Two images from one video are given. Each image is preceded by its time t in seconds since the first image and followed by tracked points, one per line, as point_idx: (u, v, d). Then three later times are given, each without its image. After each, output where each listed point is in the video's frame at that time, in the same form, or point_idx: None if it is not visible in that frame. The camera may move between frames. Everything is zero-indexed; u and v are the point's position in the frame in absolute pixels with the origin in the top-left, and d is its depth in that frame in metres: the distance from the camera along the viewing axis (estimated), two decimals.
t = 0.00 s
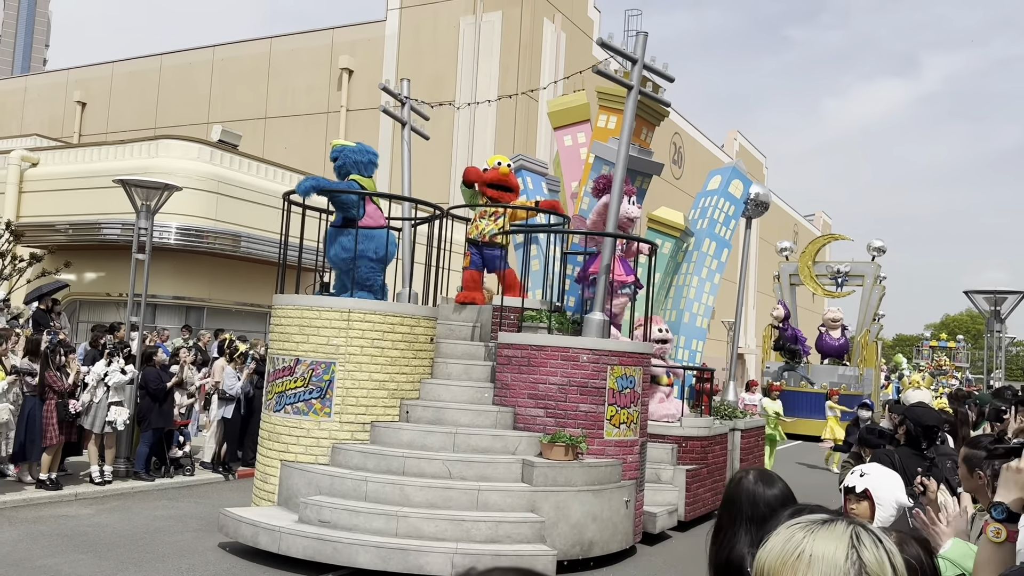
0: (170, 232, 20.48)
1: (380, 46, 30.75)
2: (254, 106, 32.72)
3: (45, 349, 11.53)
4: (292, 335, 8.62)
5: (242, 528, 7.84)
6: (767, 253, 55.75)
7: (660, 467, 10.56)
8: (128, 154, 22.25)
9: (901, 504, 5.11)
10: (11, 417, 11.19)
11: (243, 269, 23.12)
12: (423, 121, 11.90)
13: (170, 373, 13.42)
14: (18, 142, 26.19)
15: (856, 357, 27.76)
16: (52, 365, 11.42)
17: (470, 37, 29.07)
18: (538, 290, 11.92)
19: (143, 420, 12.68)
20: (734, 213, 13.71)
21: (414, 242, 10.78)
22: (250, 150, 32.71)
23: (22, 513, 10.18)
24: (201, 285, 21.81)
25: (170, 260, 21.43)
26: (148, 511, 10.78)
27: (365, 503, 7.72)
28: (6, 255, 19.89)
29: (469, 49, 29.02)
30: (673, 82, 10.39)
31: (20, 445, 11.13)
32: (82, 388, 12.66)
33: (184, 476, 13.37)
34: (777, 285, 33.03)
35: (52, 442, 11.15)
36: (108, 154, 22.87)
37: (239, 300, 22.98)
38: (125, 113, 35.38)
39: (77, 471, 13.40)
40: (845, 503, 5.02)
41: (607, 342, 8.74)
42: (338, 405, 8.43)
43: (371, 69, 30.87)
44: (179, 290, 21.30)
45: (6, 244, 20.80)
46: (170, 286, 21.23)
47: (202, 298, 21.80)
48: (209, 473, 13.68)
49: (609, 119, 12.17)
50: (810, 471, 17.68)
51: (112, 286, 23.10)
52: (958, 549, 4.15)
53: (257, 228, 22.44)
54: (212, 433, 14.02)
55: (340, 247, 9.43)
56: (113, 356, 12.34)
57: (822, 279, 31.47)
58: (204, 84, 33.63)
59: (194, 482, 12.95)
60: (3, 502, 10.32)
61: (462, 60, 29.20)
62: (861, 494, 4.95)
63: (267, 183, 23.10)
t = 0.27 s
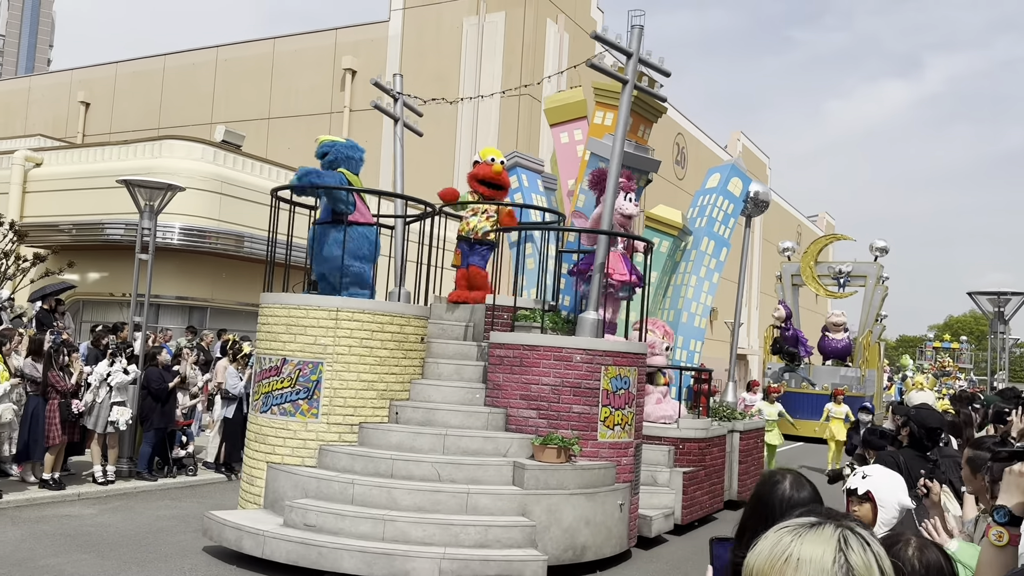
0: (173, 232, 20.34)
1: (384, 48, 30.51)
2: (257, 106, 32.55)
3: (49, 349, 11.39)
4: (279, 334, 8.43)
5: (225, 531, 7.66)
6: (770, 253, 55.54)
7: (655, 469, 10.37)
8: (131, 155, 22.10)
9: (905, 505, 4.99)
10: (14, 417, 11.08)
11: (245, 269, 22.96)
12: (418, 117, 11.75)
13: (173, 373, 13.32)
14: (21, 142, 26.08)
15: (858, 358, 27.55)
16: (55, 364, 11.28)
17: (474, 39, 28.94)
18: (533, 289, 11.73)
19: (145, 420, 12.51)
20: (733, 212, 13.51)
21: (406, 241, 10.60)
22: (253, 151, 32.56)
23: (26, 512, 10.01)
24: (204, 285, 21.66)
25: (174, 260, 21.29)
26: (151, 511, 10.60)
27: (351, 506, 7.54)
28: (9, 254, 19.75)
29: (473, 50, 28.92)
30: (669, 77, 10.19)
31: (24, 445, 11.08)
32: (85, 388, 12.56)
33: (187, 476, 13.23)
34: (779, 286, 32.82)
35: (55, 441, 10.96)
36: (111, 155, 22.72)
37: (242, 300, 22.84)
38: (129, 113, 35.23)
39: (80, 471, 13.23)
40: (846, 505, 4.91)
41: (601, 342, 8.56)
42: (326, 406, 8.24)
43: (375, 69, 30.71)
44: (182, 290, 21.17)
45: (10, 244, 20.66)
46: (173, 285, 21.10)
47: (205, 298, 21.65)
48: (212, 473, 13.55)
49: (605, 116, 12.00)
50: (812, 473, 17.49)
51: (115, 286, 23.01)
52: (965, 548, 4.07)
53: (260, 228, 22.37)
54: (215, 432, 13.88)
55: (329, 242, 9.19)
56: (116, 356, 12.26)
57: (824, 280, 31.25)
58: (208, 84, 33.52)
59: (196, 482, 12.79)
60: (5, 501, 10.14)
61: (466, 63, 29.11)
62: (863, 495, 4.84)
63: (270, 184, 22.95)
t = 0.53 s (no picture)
0: (177, 232, 20.23)
1: (388, 48, 30.46)
2: (261, 106, 32.43)
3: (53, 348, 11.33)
4: (266, 333, 8.26)
5: (209, 534, 7.49)
6: (774, 255, 55.34)
7: (652, 471, 10.21)
8: (135, 154, 21.96)
9: (906, 508, 4.98)
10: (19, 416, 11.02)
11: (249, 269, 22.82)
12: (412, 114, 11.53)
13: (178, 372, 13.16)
14: (26, 142, 26.02)
15: (860, 359, 27.32)
16: (59, 364, 11.26)
17: (478, 39, 28.80)
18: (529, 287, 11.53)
19: (147, 420, 12.36)
20: (732, 210, 13.34)
21: (399, 238, 10.42)
22: (257, 151, 32.45)
23: (29, 510, 9.89)
24: (208, 285, 21.52)
25: (178, 260, 21.15)
26: (155, 511, 10.45)
27: (338, 509, 7.36)
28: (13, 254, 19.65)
29: (477, 51, 28.76)
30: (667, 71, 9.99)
31: (27, 445, 10.90)
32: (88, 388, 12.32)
33: (190, 475, 13.08)
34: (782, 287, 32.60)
35: (59, 441, 10.95)
36: (115, 155, 22.60)
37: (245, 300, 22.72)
38: (133, 113, 35.12)
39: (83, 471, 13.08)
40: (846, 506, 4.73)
41: (594, 341, 8.37)
42: (313, 406, 8.06)
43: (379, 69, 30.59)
44: (186, 290, 21.02)
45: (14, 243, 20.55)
46: (176, 285, 20.94)
47: (209, 298, 21.50)
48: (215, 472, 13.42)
49: (602, 112, 11.84)
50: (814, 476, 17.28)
51: (119, 285, 22.89)
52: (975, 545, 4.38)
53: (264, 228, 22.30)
54: (219, 432, 13.76)
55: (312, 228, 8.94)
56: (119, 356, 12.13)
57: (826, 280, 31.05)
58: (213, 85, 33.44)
59: (200, 482, 12.65)
60: (10, 500, 9.99)
61: (469, 63, 28.96)
62: (864, 496, 4.68)
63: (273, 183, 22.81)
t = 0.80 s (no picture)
0: (180, 232, 19.99)
1: (391, 48, 30.31)
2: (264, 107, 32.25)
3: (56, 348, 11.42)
4: (252, 332, 8.07)
5: (192, 538, 7.31)
6: (776, 255, 55.11)
7: (648, 474, 10.00)
8: (138, 154, 21.81)
9: (908, 509, 4.62)
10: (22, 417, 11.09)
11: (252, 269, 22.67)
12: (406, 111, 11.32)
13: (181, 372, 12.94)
14: (30, 142, 25.93)
15: (861, 360, 27.11)
16: (62, 364, 11.27)
17: (481, 38, 28.62)
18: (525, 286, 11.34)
19: (151, 419, 12.21)
20: (731, 209, 13.18)
21: (391, 235, 10.25)
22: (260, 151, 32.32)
23: (32, 510, 9.75)
24: (210, 286, 21.36)
25: (181, 260, 20.92)
26: (159, 511, 10.29)
27: (323, 513, 7.18)
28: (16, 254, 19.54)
29: (479, 51, 28.61)
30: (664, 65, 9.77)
31: (29, 444, 10.90)
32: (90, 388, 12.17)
33: (193, 475, 12.92)
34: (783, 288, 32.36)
35: (62, 440, 10.90)
36: (118, 155, 22.42)
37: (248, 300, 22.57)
38: (136, 113, 34.97)
39: (86, 470, 12.93)
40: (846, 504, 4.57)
41: (587, 341, 8.18)
42: (300, 407, 7.87)
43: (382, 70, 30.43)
44: (189, 290, 20.84)
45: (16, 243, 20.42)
46: (179, 285, 20.75)
47: (211, 298, 21.35)
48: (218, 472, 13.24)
49: (598, 108, 11.69)
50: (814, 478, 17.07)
51: (122, 285, 22.67)
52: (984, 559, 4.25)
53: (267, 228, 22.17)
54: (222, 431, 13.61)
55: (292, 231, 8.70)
56: (121, 355, 11.94)
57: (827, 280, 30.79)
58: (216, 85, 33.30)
59: (203, 482, 12.49)
60: (12, 500, 9.86)
61: (472, 64, 28.77)
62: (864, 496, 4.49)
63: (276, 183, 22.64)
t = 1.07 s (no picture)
0: (183, 232, 19.79)
1: (393, 48, 30.23)
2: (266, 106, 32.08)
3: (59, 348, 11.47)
4: (237, 330, 7.90)
5: (172, 541, 7.14)
6: (779, 256, 54.93)
7: (643, 476, 9.81)
8: (141, 154, 21.67)
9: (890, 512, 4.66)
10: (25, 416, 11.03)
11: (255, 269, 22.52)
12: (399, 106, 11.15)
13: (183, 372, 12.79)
14: (32, 141, 25.83)
15: (863, 361, 26.93)
16: (65, 363, 11.18)
17: (483, 38, 28.42)
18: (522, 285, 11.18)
19: (152, 419, 12.12)
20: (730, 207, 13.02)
21: (382, 232, 10.07)
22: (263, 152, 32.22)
23: (35, 510, 9.63)
24: (213, 287, 21.18)
25: (184, 260, 20.75)
26: (160, 510, 10.18)
27: (307, 517, 6.99)
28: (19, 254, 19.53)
29: (481, 51, 28.43)
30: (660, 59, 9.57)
31: (32, 443, 10.89)
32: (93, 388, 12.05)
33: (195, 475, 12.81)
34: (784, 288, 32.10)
35: (66, 439, 10.66)
36: (122, 154, 22.23)
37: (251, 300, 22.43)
38: (139, 113, 34.84)
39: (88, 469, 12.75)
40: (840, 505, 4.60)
41: (580, 339, 7.99)
42: (285, 408, 7.70)
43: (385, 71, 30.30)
44: (191, 290, 20.66)
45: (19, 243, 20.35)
46: (182, 285, 20.60)
47: (213, 299, 21.20)
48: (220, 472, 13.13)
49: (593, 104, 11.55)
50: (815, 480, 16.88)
51: (125, 285, 22.49)
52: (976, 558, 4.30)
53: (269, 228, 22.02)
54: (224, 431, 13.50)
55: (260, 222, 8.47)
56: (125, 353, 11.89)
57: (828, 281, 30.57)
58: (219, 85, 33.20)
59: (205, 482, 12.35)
60: (14, 500, 9.77)
61: (474, 64, 28.56)
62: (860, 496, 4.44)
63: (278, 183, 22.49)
